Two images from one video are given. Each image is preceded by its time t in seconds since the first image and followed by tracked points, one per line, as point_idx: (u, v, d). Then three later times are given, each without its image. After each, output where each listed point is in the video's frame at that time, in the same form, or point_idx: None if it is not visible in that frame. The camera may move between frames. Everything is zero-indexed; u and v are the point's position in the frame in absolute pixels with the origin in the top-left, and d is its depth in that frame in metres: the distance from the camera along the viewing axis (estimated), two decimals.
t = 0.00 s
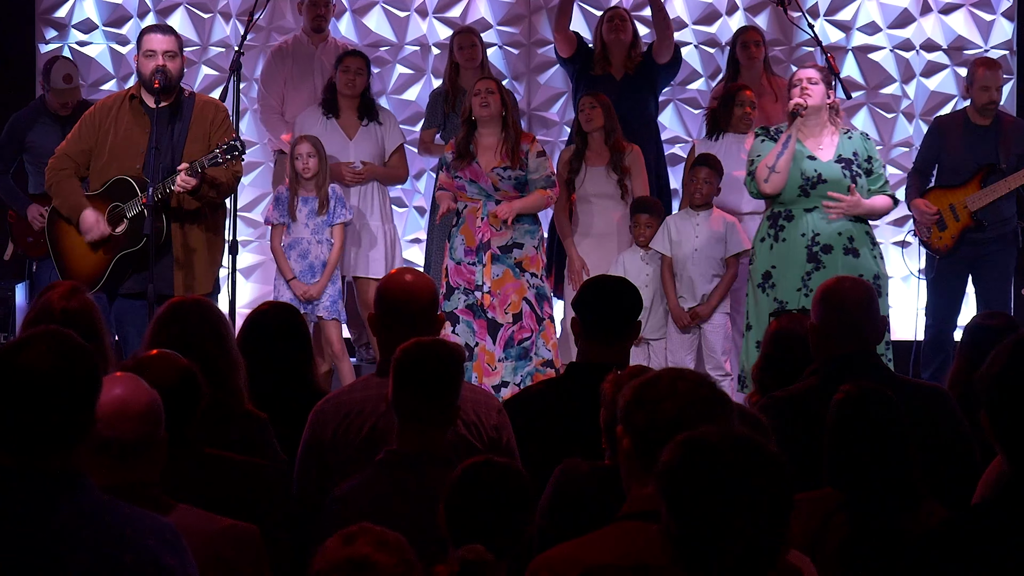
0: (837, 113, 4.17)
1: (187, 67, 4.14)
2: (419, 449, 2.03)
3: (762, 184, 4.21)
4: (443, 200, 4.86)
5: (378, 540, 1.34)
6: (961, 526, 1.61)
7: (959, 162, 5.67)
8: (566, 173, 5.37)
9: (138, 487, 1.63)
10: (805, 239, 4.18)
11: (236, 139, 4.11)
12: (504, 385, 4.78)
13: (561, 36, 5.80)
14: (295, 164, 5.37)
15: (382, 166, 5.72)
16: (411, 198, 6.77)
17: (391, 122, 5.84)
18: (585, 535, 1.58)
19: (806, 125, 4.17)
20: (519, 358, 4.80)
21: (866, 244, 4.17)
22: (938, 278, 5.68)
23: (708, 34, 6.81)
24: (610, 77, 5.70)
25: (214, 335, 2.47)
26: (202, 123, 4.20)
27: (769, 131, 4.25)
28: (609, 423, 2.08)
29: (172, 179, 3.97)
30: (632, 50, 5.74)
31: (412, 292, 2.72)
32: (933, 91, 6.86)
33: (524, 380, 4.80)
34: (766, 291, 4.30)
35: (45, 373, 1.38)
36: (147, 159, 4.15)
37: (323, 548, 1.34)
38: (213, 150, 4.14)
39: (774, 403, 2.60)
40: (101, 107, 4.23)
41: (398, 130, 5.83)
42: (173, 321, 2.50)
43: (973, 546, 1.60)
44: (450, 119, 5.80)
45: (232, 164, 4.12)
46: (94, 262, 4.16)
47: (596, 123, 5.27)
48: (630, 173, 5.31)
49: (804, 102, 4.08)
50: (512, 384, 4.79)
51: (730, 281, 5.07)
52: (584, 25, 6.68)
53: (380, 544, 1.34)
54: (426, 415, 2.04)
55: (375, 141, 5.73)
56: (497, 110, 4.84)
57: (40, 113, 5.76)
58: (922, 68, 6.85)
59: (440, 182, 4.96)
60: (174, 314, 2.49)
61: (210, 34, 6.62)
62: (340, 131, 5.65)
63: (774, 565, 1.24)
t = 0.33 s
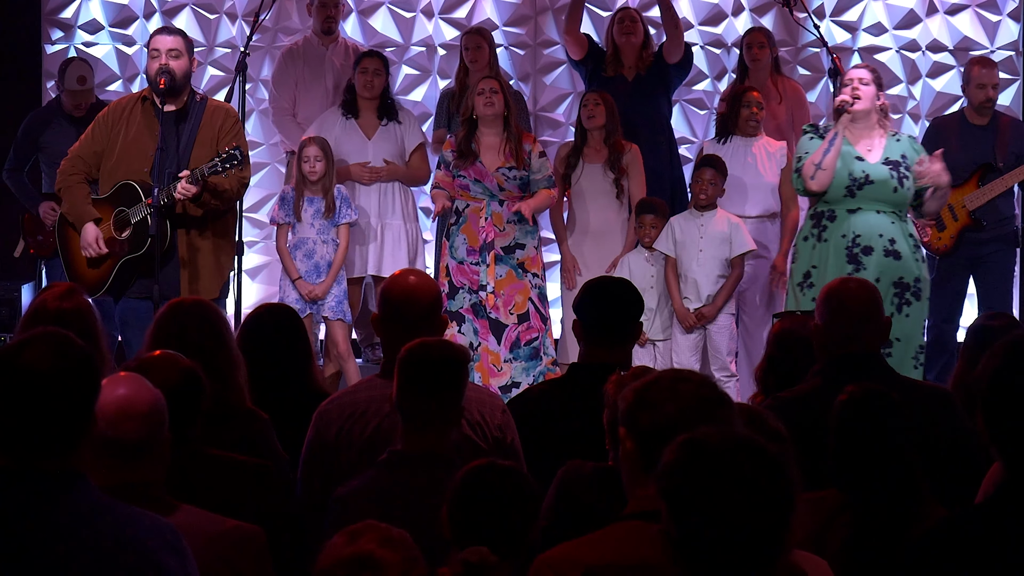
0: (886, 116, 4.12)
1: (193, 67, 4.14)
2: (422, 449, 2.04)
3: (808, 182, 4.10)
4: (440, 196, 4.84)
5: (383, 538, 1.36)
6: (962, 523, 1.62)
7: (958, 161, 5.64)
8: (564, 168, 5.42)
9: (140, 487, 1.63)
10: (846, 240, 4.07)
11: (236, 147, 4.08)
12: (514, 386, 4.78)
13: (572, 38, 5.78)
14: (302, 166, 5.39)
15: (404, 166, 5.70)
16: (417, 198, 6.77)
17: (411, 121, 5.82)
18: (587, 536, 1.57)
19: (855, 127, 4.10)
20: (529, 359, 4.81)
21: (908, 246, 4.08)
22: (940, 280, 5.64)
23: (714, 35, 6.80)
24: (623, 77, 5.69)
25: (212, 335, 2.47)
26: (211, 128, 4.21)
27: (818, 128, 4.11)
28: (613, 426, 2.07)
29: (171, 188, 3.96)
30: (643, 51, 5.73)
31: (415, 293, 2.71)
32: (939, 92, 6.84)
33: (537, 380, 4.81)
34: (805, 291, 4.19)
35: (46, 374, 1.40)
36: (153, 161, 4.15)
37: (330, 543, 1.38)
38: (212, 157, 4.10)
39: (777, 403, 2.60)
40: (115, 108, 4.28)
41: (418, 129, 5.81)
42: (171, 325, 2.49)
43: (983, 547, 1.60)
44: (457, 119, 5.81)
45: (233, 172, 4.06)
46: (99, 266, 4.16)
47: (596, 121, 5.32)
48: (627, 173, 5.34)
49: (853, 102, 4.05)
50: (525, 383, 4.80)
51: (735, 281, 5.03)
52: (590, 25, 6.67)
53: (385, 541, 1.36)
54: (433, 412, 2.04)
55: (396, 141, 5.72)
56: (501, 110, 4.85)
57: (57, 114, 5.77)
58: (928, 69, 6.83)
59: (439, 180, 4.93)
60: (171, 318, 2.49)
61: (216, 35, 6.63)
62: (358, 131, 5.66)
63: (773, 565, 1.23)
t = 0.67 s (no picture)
0: (934, 118, 4.09)
1: (198, 68, 4.14)
2: (421, 447, 2.04)
3: (850, 177, 4.07)
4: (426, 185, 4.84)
5: (387, 534, 1.34)
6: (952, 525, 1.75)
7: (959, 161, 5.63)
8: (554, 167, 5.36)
9: (142, 487, 1.63)
10: (882, 241, 4.09)
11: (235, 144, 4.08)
12: (504, 386, 4.77)
13: (576, 36, 5.75)
14: (309, 165, 5.38)
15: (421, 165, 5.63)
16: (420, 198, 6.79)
17: (429, 117, 5.76)
18: (588, 537, 1.56)
19: (901, 127, 4.08)
20: (518, 360, 4.81)
21: (944, 250, 4.09)
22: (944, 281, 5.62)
23: (719, 36, 6.79)
24: (627, 77, 5.67)
25: (214, 333, 2.48)
26: (215, 124, 4.21)
27: (866, 125, 4.11)
28: (615, 427, 2.07)
29: (173, 188, 3.98)
30: (647, 51, 5.71)
31: (418, 293, 2.71)
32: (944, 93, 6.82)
33: (524, 381, 4.80)
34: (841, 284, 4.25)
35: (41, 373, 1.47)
36: (157, 160, 4.15)
37: (336, 540, 1.35)
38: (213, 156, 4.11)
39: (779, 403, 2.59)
40: (118, 108, 4.25)
41: (436, 126, 5.74)
42: (175, 322, 2.50)
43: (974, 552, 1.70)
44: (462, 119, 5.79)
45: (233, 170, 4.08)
46: (107, 267, 4.18)
47: (590, 122, 5.25)
48: (618, 177, 5.27)
49: (903, 103, 4.01)
50: (512, 385, 4.78)
51: (744, 283, 5.05)
52: (595, 25, 6.67)
53: (389, 537, 1.33)
54: (434, 414, 2.04)
55: (414, 140, 5.66)
56: (496, 110, 4.81)
57: (67, 114, 5.77)
58: (934, 70, 6.81)
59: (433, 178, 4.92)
60: (176, 319, 2.48)
61: (221, 35, 6.64)
62: (375, 131, 5.61)
63: (773, 567, 1.23)
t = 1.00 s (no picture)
0: (959, 123, 4.05)
1: (203, 68, 4.15)
2: (420, 449, 2.05)
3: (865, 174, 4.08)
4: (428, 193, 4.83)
5: (389, 535, 1.33)
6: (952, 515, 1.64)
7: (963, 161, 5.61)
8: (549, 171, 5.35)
9: (147, 489, 1.63)
10: (890, 242, 4.10)
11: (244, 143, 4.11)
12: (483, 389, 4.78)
13: (575, 36, 5.76)
14: (314, 166, 5.38)
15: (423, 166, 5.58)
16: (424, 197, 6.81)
17: (437, 116, 5.70)
18: (589, 539, 1.56)
19: (926, 130, 4.05)
20: (501, 362, 4.81)
21: (956, 256, 4.05)
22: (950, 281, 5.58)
23: (724, 37, 6.79)
24: (622, 78, 5.69)
25: (209, 333, 2.48)
26: (220, 124, 4.22)
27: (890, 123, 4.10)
28: (620, 426, 2.06)
29: (180, 185, 3.99)
30: (644, 52, 5.72)
31: (420, 294, 2.71)
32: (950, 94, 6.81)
33: (505, 383, 4.82)
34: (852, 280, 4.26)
35: (26, 370, 1.46)
36: (162, 160, 4.16)
37: (339, 540, 1.34)
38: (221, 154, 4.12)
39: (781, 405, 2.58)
40: (121, 110, 4.27)
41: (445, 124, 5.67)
42: (176, 324, 2.49)
43: (973, 555, 1.58)
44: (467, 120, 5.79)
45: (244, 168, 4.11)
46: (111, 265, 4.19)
47: (582, 125, 5.29)
48: (612, 182, 5.30)
49: (927, 105, 3.97)
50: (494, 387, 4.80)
51: (758, 282, 5.04)
52: (600, 26, 6.66)
53: (391, 538, 1.33)
54: (434, 414, 2.05)
55: (421, 141, 5.61)
56: (489, 112, 4.82)
57: (72, 114, 5.78)
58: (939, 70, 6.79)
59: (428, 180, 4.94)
60: (176, 321, 2.48)
61: (227, 36, 6.65)
62: (383, 132, 5.62)
63: (772, 570, 1.23)
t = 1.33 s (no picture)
0: (957, 120, 4.01)
1: (207, 68, 4.16)
2: (425, 450, 2.05)
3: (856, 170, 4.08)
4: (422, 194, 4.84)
5: (393, 536, 1.33)
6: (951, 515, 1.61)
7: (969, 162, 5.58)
8: (550, 174, 5.33)
9: (148, 488, 1.63)
10: (887, 241, 4.09)
11: (251, 144, 4.13)
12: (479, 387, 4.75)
13: (571, 33, 5.73)
14: (319, 166, 5.38)
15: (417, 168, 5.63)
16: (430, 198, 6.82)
17: (431, 118, 5.72)
18: (592, 539, 1.56)
19: (922, 128, 4.02)
20: (497, 361, 4.79)
21: (953, 254, 4.05)
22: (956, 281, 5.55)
23: (729, 37, 6.78)
24: (617, 79, 5.70)
25: (210, 331, 2.48)
26: (224, 123, 4.22)
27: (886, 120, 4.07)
28: (625, 426, 2.06)
29: (186, 185, 3.97)
30: (641, 54, 5.73)
31: (423, 294, 2.70)
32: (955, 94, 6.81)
33: (501, 381, 4.78)
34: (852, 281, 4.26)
35: (20, 368, 1.46)
36: (166, 160, 4.16)
37: (341, 541, 1.33)
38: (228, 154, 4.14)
39: (783, 405, 2.56)
40: (124, 109, 4.28)
41: (437, 128, 5.69)
42: (177, 325, 2.50)
43: (973, 551, 1.53)
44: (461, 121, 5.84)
45: (248, 168, 4.11)
46: (115, 264, 4.19)
47: (590, 125, 5.28)
48: (615, 181, 5.29)
49: (921, 103, 3.95)
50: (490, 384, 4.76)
51: (766, 284, 5.04)
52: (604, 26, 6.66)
53: (395, 539, 1.32)
54: (435, 414, 2.04)
55: (415, 142, 5.62)
56: (489, 114, 4.83)
57: (77, 115, 5.79)
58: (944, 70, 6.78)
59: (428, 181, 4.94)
60: (177, 322, 2.48)
61: (231, 36, 6.66)
62: (375, 131, 5.62)
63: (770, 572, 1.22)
